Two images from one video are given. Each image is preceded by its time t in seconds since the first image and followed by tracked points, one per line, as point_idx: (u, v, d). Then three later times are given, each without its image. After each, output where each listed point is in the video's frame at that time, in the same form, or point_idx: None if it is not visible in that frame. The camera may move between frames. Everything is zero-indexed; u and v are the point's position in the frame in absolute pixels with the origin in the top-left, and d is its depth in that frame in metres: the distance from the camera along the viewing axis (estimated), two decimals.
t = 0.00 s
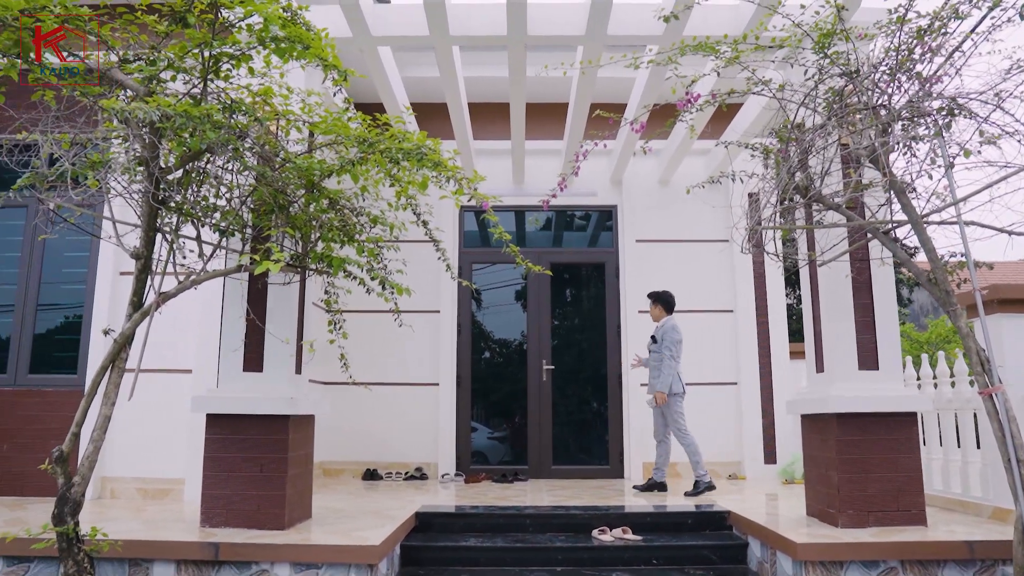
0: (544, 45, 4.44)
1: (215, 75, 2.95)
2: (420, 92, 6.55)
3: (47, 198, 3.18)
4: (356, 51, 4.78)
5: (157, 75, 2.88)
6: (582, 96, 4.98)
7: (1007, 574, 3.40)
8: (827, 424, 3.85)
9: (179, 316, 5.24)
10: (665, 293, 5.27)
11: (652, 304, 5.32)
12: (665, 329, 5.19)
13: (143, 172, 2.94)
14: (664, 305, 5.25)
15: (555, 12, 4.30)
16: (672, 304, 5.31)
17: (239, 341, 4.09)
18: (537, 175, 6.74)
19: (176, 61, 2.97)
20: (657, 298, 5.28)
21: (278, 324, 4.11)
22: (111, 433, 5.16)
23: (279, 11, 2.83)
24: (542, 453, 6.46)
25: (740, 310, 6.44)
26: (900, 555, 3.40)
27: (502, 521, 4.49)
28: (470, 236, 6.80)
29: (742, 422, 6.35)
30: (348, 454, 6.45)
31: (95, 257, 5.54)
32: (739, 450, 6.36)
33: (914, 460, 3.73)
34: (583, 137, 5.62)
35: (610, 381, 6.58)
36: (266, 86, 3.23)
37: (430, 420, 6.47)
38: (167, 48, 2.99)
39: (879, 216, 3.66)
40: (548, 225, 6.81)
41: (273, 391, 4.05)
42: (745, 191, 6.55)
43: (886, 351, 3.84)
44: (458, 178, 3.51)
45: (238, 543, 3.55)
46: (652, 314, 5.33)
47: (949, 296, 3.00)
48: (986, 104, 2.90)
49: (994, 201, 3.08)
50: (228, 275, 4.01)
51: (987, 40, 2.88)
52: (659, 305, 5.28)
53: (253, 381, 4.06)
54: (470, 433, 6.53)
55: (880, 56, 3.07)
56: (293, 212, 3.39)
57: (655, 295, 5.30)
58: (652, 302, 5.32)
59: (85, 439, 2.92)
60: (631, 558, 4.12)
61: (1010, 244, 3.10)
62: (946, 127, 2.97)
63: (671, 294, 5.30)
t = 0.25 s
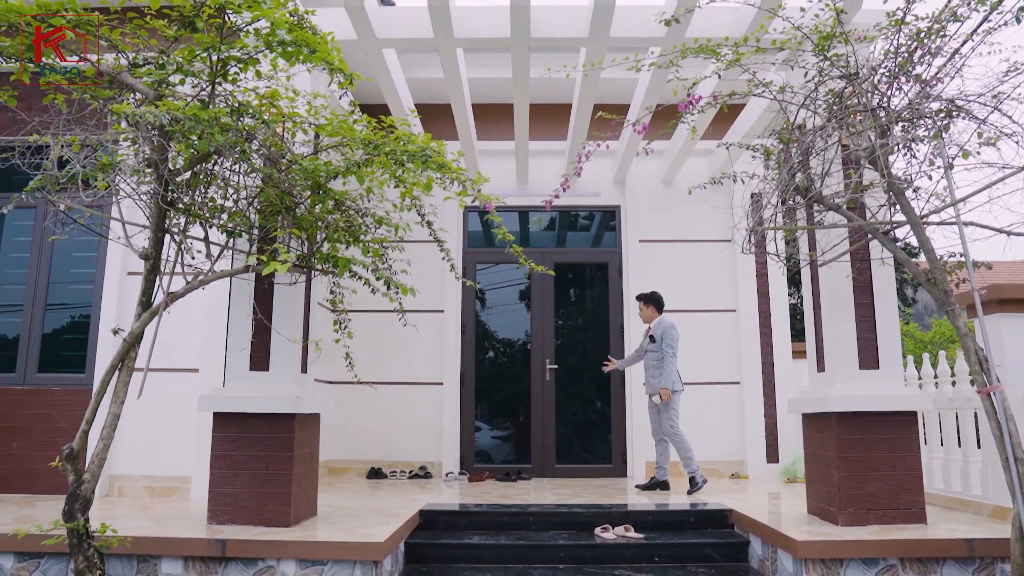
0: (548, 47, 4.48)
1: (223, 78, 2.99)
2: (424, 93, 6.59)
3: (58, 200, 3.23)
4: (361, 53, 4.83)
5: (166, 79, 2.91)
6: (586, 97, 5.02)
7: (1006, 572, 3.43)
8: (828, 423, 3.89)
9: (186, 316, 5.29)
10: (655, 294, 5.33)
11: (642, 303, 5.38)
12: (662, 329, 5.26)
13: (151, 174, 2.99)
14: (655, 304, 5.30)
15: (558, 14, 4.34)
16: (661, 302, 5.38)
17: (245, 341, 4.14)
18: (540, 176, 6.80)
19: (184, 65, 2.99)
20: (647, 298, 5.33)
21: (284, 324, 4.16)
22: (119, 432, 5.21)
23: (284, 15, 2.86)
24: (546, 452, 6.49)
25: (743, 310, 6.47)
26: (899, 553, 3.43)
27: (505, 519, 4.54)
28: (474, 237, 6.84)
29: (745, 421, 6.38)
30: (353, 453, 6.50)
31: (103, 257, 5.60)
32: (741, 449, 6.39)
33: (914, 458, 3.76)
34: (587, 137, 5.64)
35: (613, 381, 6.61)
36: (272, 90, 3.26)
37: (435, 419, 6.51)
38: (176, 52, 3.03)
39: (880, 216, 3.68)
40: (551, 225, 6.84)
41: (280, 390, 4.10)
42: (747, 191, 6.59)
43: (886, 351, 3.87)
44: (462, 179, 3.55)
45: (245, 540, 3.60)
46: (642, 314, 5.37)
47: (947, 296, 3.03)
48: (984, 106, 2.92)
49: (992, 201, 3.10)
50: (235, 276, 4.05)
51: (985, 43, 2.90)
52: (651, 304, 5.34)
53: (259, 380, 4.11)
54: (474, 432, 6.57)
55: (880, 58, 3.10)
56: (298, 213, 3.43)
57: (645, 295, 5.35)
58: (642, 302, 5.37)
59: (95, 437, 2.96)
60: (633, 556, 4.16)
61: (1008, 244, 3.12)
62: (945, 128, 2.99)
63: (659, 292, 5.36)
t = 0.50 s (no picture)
0: (549, 52, 4.53)
1: (227, 86, 3.05)
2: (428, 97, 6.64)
3: (66, 206, 3.29)
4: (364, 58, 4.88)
5: (171, 87, 2.97)
6: (587, 101, 5.07)
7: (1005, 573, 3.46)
8: (827, 424, 3.91)
9: (191, 319, 5.35)
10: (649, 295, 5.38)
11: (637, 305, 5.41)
12: (661, 330, 5.30)
13: (158, 180, 3.02)
14: (650, 305, 5.34)
15: (559, 19, 4.38)
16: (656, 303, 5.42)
17: (251, 344, 4.20)
18: (543, 178, 6.82)
19: (190, 74, 3.04)
20: (642, 300, 5.37)
21: (288, 327, 4.22)
22: (127, 433, 5.27)
23: (288, 24, 2.93)
24: (549, 452, 6.53)
25: (745, 311, 6.49)
26: (898, 553, 3.46)
27: (508, 519, 4.58)
28: (477, 238, 6.88)
29: (747, 422, 6.41)
30: (358, 454, 6.55)
31: (110, 261, 5.66)
32: (744, 450, 6.42)
33: (914, 459, 3.79)
34: (588, 140, 5.65)
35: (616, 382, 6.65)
36: (277, 96, 3.31)
37: (438, 420, 6.56)
38: (181, 60, 3.09)
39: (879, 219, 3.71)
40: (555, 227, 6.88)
41: (285, 392, 4.15)
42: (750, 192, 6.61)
43: (886, 352, 3.90)
44: (463, 185, 3.61)
45: (251, 540, 3.65)
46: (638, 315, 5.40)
47: (943, 299, 3.07)
48: (979, 110, 2.95)
49: (989, 204, 3.13)
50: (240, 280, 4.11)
51: (981, 48, 2.93)
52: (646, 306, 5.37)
53: (264, 382, 4.17)
54: (477, 432, 6.62)
55: (877, 63, 3.13)
56: (303, 218, 3.49)
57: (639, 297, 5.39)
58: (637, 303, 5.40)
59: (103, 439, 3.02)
60: (635, 556, 4.19)
61: (1005, 247, 3.15)
62: (941, 132, 3.01)
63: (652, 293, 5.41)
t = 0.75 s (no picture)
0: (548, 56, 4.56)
1: (228, 94, 3.12)
2: (428, 100, 6.68)
3: (71, 212, 3.35)
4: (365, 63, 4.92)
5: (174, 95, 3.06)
6: (586, 105, 5.10)
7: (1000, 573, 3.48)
8: (825, 425, 3.94)
9: (194, 323, 5.39)
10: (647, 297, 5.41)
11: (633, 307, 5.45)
12: (661, 331, 5.33)
13: (161, 187, 3.10)
14: (649, 307, 5.38)
15: (557, 23, 4.42)
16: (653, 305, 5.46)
17: (252, 347, 4.25)
18: (544, 180, 6.85)
19: (191, 81, 3.16)
20: (639, 302, 5.40)
21: (290, 331, 4.27)
22: (131, 435, 5.33)
23: (288, 33, 3.03)
24: (551, 453, 6.56)
25: (746, 312, 6.51)
26: (894, 554, 3.48)
27: (509, 519, 4.62)
28: (479, 240, 6.92)
29: (748, 423, 6.42)
30: (361, 455, 6.60)
31: (115, 265, 5.72)
32: (745, 450, 6.44)
33: (911, 460, 3.81)
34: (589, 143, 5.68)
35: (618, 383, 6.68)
36: (277, 103, 3.40)
37: (441, 421, 6.60)
38: (183, 69, 3.16)
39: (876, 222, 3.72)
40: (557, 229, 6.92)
41: (287, 394, 4.20)
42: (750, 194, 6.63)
43: (883, 354, 3.92)
44: (461, 191, 3.67)
45: (253, 541, 3.70)
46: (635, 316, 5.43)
47: (938, 301, 3.09)
48: (972, 114, 2.97)
49: (984, 207, 3.13)
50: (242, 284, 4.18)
51: (973, 52, 2.95)
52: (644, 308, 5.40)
53: (267, 384, 4.21)
54: (480, 433, 6.66)
55: (871, 68, 3.15)
56: (304, 223, 3.54)
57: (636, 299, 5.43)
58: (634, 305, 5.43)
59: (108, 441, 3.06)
60: (634, 556, 4.22)
61: (1000, 249, 3.15)
62: (935, 136, 3.03)
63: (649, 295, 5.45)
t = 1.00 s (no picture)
0: (548, 58, 4.59)
1: (229, 96, 3.20)
2: (430, 101, 6.72)
3: (76, 214, 3.41)
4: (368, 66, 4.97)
5: (176, 99, 3.14)
6: (587, 105, 5.13)
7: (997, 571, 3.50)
8: (823, 424, 3.96)
9: (197, 323, 5.45)
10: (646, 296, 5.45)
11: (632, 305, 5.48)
12: (662, 331, 5.36)
13: (163, 189, 3.16)
14: (648, 305, 5.41)
15: (557, 25, 4.45)
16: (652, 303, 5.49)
17: (255, 347, 4.30)
18: (546, 181, 6.89)
19: (193, 85, 3.24)
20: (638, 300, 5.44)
21: (291, 330, 4.32)
22: (136, 434, 5.40)
23: (288, 37, 3.11)
24: (554, 452, 6.60)
25: (748, 311, 6.53)
26: (891, 551, 3.51)
27: (510, 517, 4.65)
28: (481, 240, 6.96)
29: (750, 422, 6.44)
30: (365, 453, 6.65)
31: (120, 266, 5.79)
32: (747, 449, 6.46)
33: (909, 459, 3.83)
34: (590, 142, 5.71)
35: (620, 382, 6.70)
36: (278, 105, 3.48)
37: (444, 420, 6.65)
38: (185, 73, 3.24)
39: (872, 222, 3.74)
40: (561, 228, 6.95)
41: (290, 393, 4.26)
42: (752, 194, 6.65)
43: (881, 353, 3.93)
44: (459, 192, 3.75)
45: (256, 538, 3.75)
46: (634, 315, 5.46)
47: (932, 300, 3.11)
48: (964, 115, 2.99)
49: (979, 206, 3.14)
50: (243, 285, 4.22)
51: (965, 53, 2.98)
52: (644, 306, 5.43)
53: (269, 383, 4.27)
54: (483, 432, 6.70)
55: (865, 68, 3.18)
56: (305, 224, 3.60)
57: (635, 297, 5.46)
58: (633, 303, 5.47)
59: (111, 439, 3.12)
60: (634, 554, 4.25)
61: (996, 248, 3.15)
62: (929, 136, 3.05)
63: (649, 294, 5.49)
